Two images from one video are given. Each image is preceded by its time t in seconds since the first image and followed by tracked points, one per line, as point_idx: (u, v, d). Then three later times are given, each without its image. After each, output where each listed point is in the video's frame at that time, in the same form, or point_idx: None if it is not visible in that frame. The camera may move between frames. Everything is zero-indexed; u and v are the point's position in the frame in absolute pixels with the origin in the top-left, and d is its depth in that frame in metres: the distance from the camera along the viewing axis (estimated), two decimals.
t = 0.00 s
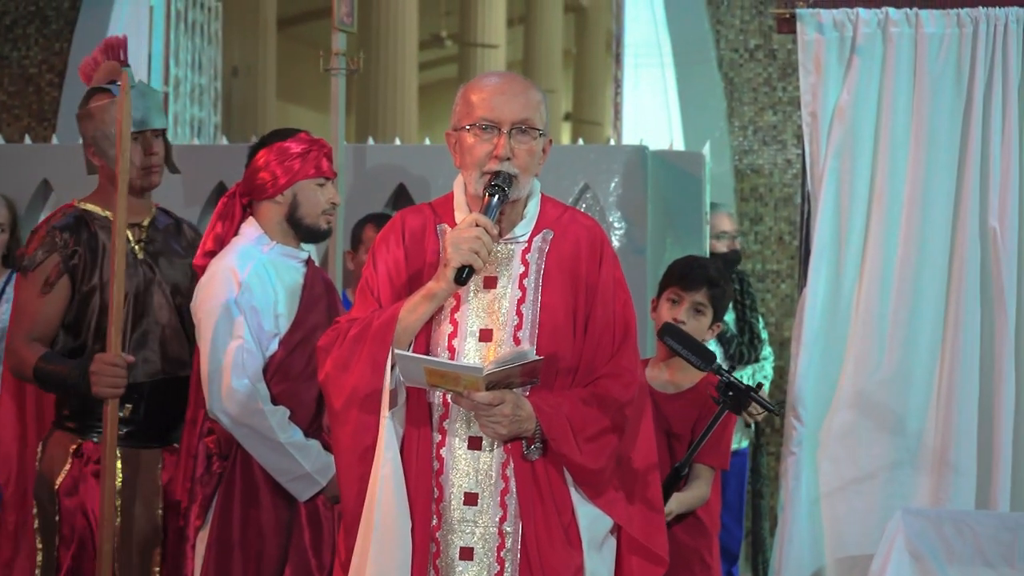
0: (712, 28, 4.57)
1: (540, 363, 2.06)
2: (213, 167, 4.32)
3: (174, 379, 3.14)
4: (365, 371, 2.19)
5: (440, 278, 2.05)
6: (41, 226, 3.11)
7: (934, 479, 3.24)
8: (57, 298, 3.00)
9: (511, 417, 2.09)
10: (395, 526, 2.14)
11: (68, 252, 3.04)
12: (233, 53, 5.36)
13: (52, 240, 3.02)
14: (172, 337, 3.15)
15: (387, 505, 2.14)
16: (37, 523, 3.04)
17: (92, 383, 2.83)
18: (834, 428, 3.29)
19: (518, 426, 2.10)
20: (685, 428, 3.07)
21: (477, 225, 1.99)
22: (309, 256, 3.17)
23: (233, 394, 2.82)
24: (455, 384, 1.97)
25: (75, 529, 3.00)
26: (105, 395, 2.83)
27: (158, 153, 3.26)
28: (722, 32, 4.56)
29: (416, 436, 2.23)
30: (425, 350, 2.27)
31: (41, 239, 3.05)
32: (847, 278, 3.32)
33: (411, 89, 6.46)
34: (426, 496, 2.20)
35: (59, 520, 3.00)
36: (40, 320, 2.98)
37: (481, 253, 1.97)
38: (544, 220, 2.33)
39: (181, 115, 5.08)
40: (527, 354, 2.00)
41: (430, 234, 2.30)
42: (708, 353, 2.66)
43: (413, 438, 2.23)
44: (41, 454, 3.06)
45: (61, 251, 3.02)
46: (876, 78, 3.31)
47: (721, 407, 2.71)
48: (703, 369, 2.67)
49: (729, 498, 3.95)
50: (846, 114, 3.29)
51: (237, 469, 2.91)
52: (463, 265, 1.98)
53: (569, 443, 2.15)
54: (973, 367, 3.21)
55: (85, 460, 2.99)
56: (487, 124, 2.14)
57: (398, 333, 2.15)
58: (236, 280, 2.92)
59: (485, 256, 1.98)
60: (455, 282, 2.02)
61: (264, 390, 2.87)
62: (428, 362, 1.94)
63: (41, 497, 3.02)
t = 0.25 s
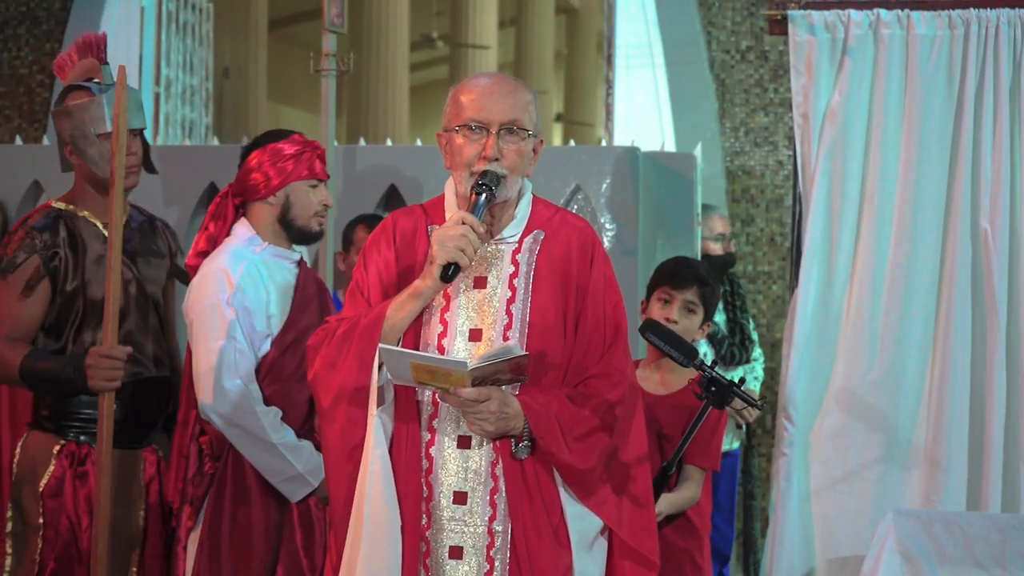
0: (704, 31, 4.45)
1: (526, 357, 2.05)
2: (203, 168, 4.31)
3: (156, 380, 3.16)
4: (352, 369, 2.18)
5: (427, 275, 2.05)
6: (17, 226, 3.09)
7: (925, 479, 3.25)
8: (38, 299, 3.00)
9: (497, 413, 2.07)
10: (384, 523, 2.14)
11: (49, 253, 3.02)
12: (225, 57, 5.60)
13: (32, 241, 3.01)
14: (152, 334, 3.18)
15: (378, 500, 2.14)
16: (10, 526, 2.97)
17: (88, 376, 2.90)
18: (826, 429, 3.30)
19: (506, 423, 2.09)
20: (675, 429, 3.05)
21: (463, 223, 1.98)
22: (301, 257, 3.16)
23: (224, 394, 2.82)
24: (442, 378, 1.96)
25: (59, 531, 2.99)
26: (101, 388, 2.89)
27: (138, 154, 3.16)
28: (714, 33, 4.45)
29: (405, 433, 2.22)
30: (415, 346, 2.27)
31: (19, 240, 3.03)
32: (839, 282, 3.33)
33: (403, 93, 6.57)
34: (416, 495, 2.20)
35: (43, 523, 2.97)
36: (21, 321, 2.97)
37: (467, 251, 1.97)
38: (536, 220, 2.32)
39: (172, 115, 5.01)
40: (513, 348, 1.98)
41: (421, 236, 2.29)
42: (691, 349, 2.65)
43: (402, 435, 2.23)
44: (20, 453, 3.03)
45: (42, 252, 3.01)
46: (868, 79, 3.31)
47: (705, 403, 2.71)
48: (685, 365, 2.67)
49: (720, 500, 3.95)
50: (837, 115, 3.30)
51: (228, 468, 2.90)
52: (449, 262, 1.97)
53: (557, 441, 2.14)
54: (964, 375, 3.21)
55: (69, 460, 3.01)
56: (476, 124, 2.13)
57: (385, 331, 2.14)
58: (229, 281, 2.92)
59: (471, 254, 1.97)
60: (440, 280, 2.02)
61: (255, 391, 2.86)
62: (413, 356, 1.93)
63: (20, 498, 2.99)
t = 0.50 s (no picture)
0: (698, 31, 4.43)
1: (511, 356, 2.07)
2: (197, 167, 4.30)
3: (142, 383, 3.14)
4: (338, 370, 2.19)
5: (411, 276, 2.04)
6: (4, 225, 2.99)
7: (918, 478, 3.25)
8: (29, 300, 2.91)
9: (483, 413, 2.07)
10: (372, 522, 2.14)
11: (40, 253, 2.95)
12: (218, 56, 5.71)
13: (23, 241, 2.93)
14: (134, 337, 3.14)
15: (365, 503, 2.14)
16: None
17: (88, 369, 2.86)
18: (820, 429, 3.30)
19: (492, 423, 2.09)
20: (670, 429, 3.05)
21: (448, 222, 1.98)
22: (296, 257, 3.16)
23: (218, 392, 2.80)
24: (428, 380, 1.96)
25: (48, 536, 2.92)
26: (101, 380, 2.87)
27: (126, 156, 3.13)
28: (708, 34, 4.43)
29: (393, 432, 2.23)
30: (403, 347, 2.27)
31: (9, 240, 2.94)
32: (833, 275, 3.32)
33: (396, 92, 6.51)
34: (404, 494, 2.19)
35: (31, 525, 2.90)
36: (12, 322, 2.90)
37: (451, 250, 1.96)
38: (525, 221, 2.32)
39: (166, 115, 4.99)
40: (497, 348, 1.98)
41: (412, 236, 2.29)
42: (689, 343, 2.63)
43: (390, 435, 2.23)
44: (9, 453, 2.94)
45: (34, 252, 2.93)
46: (862, 80, 3.31)
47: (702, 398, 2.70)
48: (684, 358, 2.64)
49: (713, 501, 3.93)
50: (832, 116, 3.30)
51: (222, 468, 2.89)
52: (434, 261, 1.96)
53: (545, 440, 2.13)
54: (958, 368, 3.21)
55: (61, 463, 2.94)
56: (464, 125, 2.13)
57: (372, 331, 2.14)
58: (224, 280, 2.91)
59: (456, 253, 1.96)
60: (426, 280, 2.02)
61: (249, 390, 2.85)
62: (398, 357, 1.92)
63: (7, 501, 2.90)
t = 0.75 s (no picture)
0: (649, 30, 4.32)
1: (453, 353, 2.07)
2: (146, 163, 4.21)
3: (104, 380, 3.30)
4: (282, 367, 2.19)
5: (354, 272, 2.02)
6: None
7: (868, 472, 3.26)
8: None
9: (424, 409, 2.08)
10: (313, 516, 2.11)
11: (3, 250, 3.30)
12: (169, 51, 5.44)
13: None
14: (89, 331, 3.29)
15: (306, 503, 2.11)
16: None
17: (42, 362, 2.81)
18: (770, 424, 3.30)
19: (433, 419, 2.09)
20: (624, 425, 3.03)
21: (390, 218, 1.97)
22: (244, 253, 3.09)
23: (166, 386, 2.75)
24: (370, 376, 1.94)
25: (9, 532, 3.15)
26: (55, 374, 2.82)
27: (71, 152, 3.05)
28: (659, 31, 4.29)
29: (334, 430, 2.19)
30: (346, 344, 2.25)
31: None
32: (782, 275, 3.33)
33: (349, 84, 6.44)
34: (345, 491, 2.16)
35: None
36: None
37: (392, 246, 1.96)
38: (470, 216, 2.30)
39: (116, 109, 4.92)
40: (438, 345, 1.99)
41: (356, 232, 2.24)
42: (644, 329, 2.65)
43: (332, 433, 2.19)
44: None
45: None
46: (812, 77, 3.33)
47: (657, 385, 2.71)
48: (640, 344, 2.66)
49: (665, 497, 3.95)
50: (782, 112, 3.31)
51: (171, 467, 2.83)
52: (376, 258, 1.96)
53: (486, 436, 2.12)
54: (907, 355, 3.24)
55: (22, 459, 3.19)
56: (407, 119, 2.10)
57: (314, 327, 2.11)
58: (172, 276, 2.85)
59: (398, 249, 1.96)
60: (368, 276, 2.00)
61: (198, 385, 2.79)
62: (339, 353, 1.90)
63: None
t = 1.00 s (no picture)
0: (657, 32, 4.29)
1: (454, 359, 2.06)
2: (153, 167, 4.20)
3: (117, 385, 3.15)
4: (285, 372, 2.19)
5: (355, 280, 2.03)
6: None
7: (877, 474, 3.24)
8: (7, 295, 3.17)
9: (426, 415, 2.07)
10: (312, 519, 2.13)
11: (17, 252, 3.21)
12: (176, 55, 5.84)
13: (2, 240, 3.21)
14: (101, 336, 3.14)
15: (305, 503, 2.13)
16: None
17: (56, 363, 2.80)
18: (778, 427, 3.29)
19: (435, 424, 2.08)
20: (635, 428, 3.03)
21: (389, 227, 1.97)
22: (252, 257, 3.11)
23: (171, 391, 2.77)
24: (372, 384, 1.93)
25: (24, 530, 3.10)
26: (66, 375, 2.79)
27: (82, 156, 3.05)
28: (665, 34, 4.23)
29: (336, 436, 2.20)
30: (347, 351, 2.25)
31: None
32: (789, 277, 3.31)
33: (354, 88, 6.51)
34: (348, 495, 2.18)
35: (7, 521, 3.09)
36: None
37: (391, 254, 1.97)
38: (470, 220, 2.31)
39: (125, 113, 4.94)
40: (437, 353, 1.96)
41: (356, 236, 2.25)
42: (649, 329, 2.75)
43: (334, 439, 2.21)
44: None
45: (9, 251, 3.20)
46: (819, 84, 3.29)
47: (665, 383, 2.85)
48: (646, 345, 2.75)
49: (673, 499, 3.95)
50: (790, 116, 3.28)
51: (180, 469, 2.87)
52: (375, 266, 1.97)
53: (487, 442, 2.12)
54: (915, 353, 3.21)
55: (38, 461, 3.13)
56: (406, 125, 2.11)
57: (315, 334, 2.11)
58: (179, 280, 2.85)
59: (397, 257, 1.97)
60: (368, 284, 2.00)
61: (205, 389, 2.81)
62: (340, 363, 1.89)
63: None
